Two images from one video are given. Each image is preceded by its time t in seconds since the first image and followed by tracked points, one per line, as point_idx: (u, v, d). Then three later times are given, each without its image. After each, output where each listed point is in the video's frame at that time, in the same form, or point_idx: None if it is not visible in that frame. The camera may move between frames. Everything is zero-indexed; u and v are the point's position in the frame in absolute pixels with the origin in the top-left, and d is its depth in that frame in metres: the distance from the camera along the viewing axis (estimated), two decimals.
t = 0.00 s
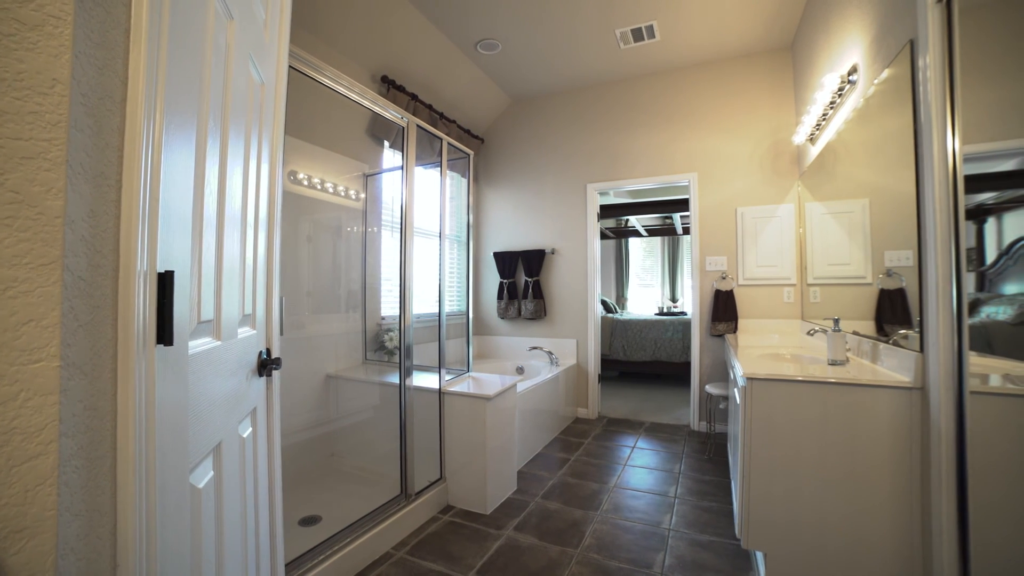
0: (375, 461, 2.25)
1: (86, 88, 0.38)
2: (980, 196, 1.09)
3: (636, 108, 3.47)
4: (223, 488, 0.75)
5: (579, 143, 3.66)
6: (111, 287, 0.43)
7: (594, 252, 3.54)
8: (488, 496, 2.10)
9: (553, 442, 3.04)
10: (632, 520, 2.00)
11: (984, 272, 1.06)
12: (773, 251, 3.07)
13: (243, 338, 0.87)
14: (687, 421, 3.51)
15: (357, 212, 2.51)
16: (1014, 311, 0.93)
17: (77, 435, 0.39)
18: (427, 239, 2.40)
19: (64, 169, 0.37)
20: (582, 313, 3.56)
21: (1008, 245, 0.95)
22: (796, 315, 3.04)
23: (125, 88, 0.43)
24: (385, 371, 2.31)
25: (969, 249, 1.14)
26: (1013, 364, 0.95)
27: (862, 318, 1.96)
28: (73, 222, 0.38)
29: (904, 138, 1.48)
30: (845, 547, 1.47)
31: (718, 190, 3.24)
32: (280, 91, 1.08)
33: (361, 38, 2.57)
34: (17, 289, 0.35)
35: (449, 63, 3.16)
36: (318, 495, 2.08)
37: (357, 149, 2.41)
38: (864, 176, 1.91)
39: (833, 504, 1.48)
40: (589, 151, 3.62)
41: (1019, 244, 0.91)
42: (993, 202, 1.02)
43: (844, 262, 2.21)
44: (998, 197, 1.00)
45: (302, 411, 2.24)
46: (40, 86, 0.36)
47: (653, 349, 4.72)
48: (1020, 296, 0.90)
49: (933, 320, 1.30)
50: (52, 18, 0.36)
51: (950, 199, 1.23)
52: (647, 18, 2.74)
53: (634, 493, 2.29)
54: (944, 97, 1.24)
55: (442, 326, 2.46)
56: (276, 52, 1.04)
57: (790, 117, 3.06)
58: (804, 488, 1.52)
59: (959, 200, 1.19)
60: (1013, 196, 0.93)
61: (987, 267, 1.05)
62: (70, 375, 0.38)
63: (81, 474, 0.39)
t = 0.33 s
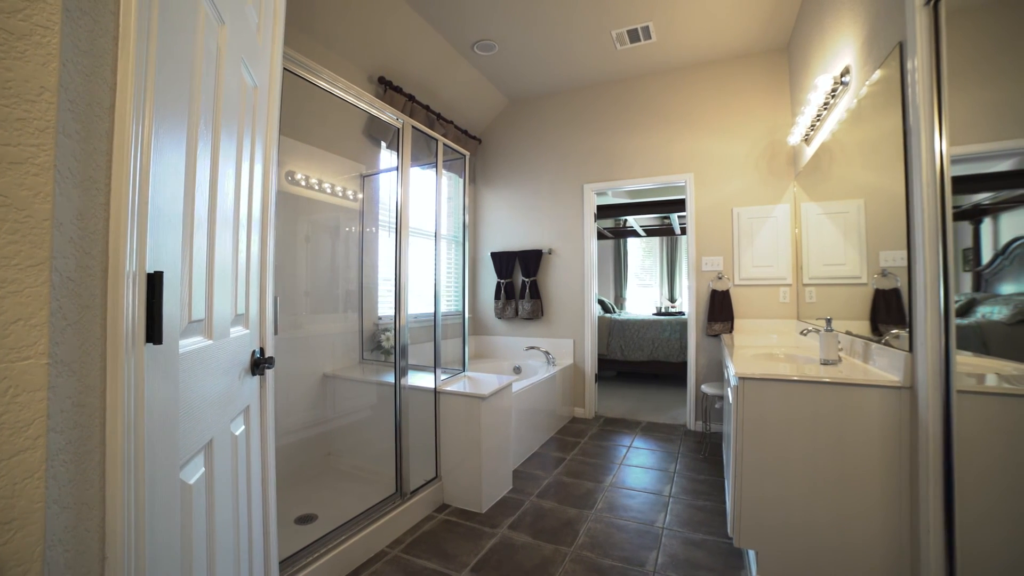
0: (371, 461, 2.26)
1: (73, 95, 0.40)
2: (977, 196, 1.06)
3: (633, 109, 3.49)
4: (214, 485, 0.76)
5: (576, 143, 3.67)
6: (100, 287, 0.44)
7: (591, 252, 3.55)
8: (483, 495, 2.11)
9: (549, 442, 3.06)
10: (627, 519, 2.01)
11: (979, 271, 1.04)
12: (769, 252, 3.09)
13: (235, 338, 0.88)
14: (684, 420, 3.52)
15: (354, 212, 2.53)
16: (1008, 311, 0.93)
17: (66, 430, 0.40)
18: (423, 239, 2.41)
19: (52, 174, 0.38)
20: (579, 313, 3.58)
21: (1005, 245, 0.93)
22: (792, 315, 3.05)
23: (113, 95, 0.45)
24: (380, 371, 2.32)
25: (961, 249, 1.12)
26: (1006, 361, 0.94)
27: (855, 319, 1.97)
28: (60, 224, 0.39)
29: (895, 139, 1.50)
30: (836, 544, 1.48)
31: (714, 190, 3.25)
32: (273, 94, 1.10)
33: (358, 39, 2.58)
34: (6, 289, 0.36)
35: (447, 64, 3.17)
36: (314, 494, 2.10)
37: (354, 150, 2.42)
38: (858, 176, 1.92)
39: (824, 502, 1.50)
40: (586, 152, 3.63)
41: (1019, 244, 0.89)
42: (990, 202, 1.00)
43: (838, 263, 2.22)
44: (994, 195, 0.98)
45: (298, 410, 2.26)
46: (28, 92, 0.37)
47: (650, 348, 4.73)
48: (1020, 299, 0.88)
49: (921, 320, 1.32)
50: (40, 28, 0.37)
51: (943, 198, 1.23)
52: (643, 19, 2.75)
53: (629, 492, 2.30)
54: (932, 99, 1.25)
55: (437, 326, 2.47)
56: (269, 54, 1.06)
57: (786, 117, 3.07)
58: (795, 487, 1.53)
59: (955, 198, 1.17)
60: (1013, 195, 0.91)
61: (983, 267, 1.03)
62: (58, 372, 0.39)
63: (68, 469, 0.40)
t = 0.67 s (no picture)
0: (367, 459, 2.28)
1: (61, 102, 0.41)
2: (975, 194, 1.02)
3: (630, 109, 3.50)
4: (206, 482, 0.77)
5: (573, 143, 3.68)
6: (90, 286, 0.45)
7: (588, 252, 3.56)
8: (478, 493, 2.12)
9: (546, 441, 3.07)
10: (621, 518, 2.03)
11: (977, 271, 1.00)
12: (765, 252, 3.10)
13: (228, 338, 0.89)
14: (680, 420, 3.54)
15: (352, 211, 2.55)
16: (1006, 311, 0.89)
17: (55, 425, 0.41)
18: (419, 239, 2.42)
19: (41, 178, 0.39)
20: (576, 313, 3.59)
21: (1001, 245, 0.89)
22: (788, 315, 3.06)
23: (104, 100, 0.46)
24: (377, 370, 2.33)
25: (959, 250, 1.07)
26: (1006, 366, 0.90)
27: (848, 318, 1.98)
28: (50, 226, 0.40)
29: (885, 140, 1.51)
30: (826, 541, 1.50)
31: (710, 191, 3.26)
32: (267, 96, 1.11)
33: (354, 39, 2.59)
34: None
35: (444, 65, 3.18)
36: (310, 492, 2.11)
37: (352, 151, 2.44)
38: (851, 176, 1.93)
39: (814, 500, 1.51)
40: (584, 152, 3.64)
41: (1018, 243, 0.85)
42: (987, 201, 0.95)
43: (833, 263, 2.23)
44: (991, 192, 0.93)
45: (296, 409, 2.27)
46: (16, 99, 0.38)
47: (648, 348, 4.74)
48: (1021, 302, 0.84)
49: (910, 320, 1.33)
50: (29, 37, 0.38)
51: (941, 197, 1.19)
52: (638, 20, 2.77)
53: (625, 491, 2.31)
54: (921, 102, 1.27)
55: (433, 326, 2.48)
56: (264, 57, 1.07)
57: (782, 118, 3.08)
58: (786, 485, 1.54)
59: (953, 197, 1.12)
60: (1011, 193, 0.86)
61: (980, 267, 0.99)
62: (47, 370, 0.40)
63: (57, 462, 0.41)
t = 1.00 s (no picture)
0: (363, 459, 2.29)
1: (51, 107, 0.42)
2: (971, 194, 0.98)
3: (627, 109, 3.51)
4: (199, 479, 0.78)
5: (571, 143, 3.69)
6: (82, 286, 0.46)
7: (585, 251, 3.58)
8: (473, 492, 2.14)
9: (543, 440, 3.08)
10: (615, 517, 2.04)
11: (973, 272, 0.96)
12: (761, 252, 3.11)
13: (222, 337, 0.91)
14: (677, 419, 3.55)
15: (349, 211, 2.56)
16: (1001, 311, 0.87)
17: (46, 421, 0.42)
18: (415, 239, 2.43)
19: (32, 181, 0.41)
20: (574, 313, 3.60)
21: (998, 244, 0.86)
22: (784, 315, 3.07)
23: (94, 105, 0.47)
24: (373, 369, 2.34)
25: (957, 250, 1.03)
26: (1003, 366, 0.87)
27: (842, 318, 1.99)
28: (41, 228, 0.41)
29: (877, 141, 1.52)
30: (817, 539, 1.51)
31: (707, 191, 3.27)
32: (261, 99, 1.12)
33: (351, 40, 2.61)
34: None
35: (441, 65, 3.19)
36: (307, 491, 2.12)
37: (349, 151, 2.45)
38: (845, 177, 1.94)
39: (806, 498, 1.52)
40: (581, 152, 3.65)
41: (1018, 242, 0.81)
42: (983, 202, 0.92)
43: (828, 263, 2.24)
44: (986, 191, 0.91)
45: (293, 408, 2.28)
46: (8, 106, 0.39)
47: (646, 348, 4.75)
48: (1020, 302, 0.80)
49: (900, 319, 1.34)
50: (19, 44, 0.40)
51: (938, 197, 1.15)
52: (635, 20, 2.78)
53: (620, 490, 2.33)
54: (909, 104, 1.28)
55: (429, 326, 2.49)
56: (258, 58, 1.08)
57: (778, 118, 3.09)
58: (778, 484, 1.55)
59: (951, 196, 1.08)
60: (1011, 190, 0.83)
61: (978, 267, 0.95)
62: (38, 368, 0.41)
63: (48, 456, 0.43)
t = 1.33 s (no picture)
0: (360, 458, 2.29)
1: (42, 112, 0.43)
2: (967, 194, 0.96)
3: (625, 109, 3.52)
4: (193, 476, 0.79)
5: (569, 143, 3.70)
6: (74, 286, 0.48)
7: (583, 251, 3.58)
8: (469, 490, 2.15)
9: (540, 439, 3.09)
10: (610, 515, 2.05)
11: (971, 271, 0.95)
12: (758, 252, 3.12)
13: (216, 336, 0.92)
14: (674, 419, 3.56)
15: (345, 211, 2.55)
16: (998, 311, 0.85)
17: (36, 417, 0.43)
18: (412, 239, 2.43)
19: (23, 183, 0.42)
20: (571, 313, 3.61)
21: (994, 244, 0.85)
22: (780, 315, 3.08)
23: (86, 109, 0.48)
24: (369, 368, 2.35)
25: (953, 249, 1.02)
26: (1006, 368, 0.84)
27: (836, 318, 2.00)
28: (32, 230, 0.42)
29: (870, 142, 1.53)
30: (809, 538, 1.52)
31: (704, 191, 3.28)
32: (256, 100, 1.13)
33: (349, 40, 2.62)
34: None
35: (439, 65, 3.20)
36: (304, 489, 2.13)
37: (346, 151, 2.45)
38: (841, 177, 1.94)
39: (798, 497, 1.53)
40: (579, 152, 3.66)
41: (1017, 241, 0.79)
42: (980, 201, 0.90)
43: (824, 263, 2.25)
44: (986, 190, 0.88)
45: (290, 408, 2.29)
46: None
47: (643, 348, 4.77)
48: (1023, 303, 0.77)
49: (891, 319, 1.35)
50: (11, 51, 0.41)
51: (932, 198, 1.14)
52: (631, 20, 2.79)
53: (616, 489, 2.34)
54: (900, 106, 1.30)
55: (425, 326, 2.50)
56: (253, 61, 1.10)
57: (774, 119, 3.10)
58: (771, 483, 1.57)
59: (947, 196, 1.06)
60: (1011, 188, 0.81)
61: (974, 267, 0.94)
62: (28, 365, 0.42)
63: (39, 451, 0.44)
